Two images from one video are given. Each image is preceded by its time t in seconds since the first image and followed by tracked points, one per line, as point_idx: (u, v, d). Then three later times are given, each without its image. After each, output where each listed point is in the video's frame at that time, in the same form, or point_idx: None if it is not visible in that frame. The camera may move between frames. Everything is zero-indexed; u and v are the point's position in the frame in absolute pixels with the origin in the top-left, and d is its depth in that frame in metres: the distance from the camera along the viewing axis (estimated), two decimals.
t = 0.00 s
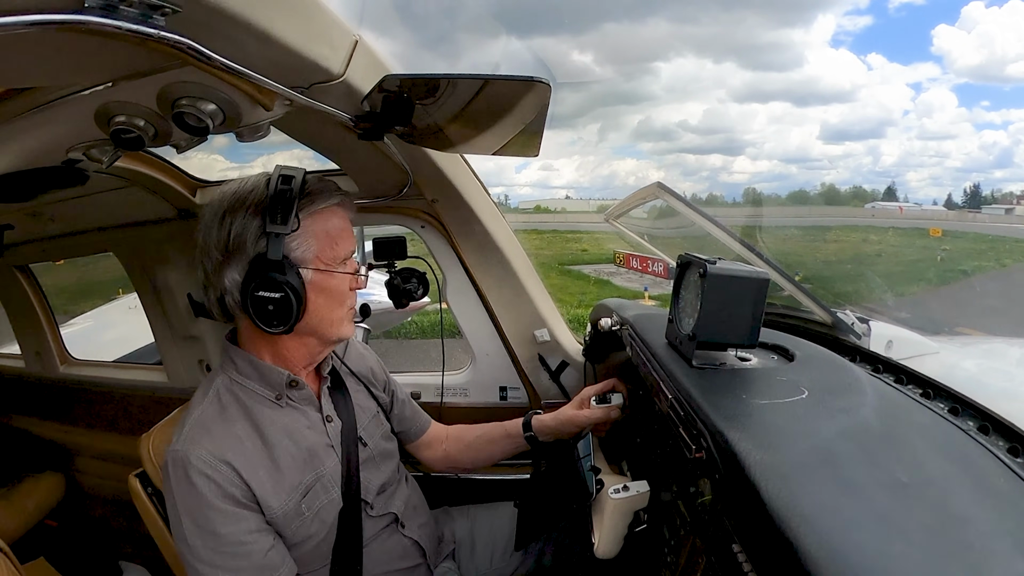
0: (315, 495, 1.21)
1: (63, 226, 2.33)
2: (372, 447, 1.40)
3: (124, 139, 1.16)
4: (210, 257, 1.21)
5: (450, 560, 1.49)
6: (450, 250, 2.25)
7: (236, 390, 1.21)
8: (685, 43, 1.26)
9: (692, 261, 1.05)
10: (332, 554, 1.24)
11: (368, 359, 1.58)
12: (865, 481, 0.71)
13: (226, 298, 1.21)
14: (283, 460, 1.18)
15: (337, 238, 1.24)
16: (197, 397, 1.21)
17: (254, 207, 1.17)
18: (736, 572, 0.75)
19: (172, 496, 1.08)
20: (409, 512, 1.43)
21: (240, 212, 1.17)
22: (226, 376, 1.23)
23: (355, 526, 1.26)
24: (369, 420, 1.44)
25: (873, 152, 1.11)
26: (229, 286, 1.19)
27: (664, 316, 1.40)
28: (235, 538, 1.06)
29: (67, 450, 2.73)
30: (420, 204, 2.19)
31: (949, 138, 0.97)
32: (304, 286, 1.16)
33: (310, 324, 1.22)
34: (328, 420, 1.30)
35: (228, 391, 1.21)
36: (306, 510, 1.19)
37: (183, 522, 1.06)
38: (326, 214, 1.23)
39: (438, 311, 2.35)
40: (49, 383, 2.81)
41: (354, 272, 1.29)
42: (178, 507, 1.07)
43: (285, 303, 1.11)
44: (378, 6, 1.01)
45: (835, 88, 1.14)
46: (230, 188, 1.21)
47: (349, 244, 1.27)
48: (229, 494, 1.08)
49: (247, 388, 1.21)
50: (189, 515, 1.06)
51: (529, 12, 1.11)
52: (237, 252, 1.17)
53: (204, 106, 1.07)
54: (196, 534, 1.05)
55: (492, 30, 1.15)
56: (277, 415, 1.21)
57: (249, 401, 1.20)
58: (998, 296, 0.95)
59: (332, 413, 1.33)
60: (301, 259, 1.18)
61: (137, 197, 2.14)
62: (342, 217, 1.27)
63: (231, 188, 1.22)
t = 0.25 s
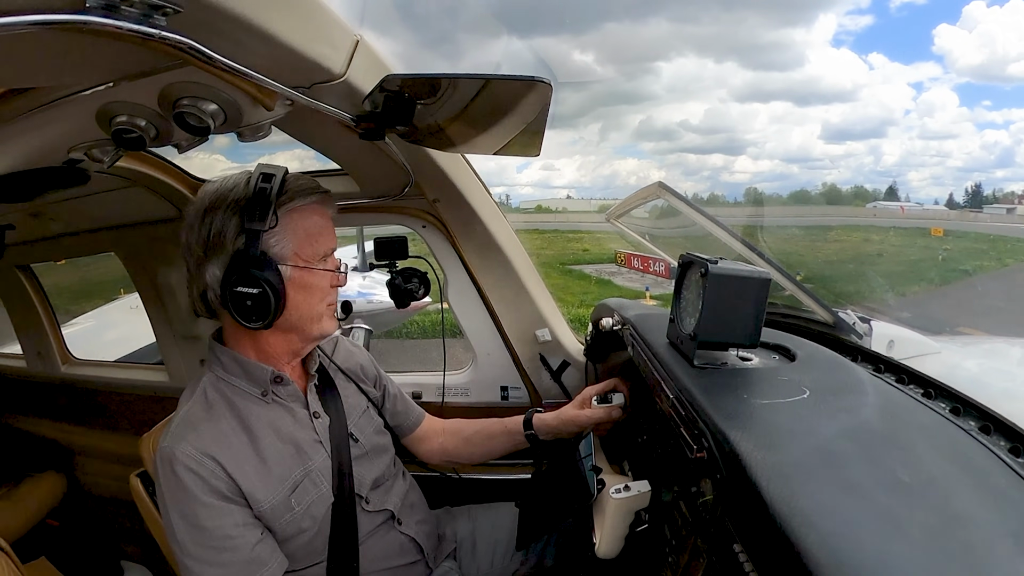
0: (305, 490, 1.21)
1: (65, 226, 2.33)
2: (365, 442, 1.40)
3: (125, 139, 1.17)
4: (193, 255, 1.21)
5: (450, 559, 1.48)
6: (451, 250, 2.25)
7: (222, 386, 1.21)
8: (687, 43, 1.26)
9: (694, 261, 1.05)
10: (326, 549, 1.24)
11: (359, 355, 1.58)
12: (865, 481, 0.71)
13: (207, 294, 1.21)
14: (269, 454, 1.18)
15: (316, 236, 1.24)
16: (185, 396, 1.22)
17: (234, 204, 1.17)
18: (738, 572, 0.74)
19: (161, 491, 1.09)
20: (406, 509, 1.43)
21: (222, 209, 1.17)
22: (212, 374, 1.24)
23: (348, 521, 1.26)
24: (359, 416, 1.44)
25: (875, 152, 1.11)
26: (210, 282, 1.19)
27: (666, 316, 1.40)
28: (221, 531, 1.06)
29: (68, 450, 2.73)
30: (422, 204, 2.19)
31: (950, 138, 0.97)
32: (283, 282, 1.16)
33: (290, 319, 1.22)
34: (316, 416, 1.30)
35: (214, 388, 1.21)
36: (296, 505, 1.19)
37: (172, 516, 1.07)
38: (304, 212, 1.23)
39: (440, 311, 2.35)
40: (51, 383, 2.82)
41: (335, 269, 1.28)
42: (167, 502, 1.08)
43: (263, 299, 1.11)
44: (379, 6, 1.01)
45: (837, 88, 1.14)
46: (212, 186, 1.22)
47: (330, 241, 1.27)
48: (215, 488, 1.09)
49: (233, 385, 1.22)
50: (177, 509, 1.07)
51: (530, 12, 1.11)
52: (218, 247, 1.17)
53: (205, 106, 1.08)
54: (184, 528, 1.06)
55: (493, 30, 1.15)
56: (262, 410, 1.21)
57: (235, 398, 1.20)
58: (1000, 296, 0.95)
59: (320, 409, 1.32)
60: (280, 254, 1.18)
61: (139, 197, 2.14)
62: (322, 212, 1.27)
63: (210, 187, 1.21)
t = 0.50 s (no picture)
0: (302, 489, 1.20)
1: (66, 226, 2.34)
2: (363, 441, 1.40)
3: (127, 139, 1.17)
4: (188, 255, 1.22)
5: (451, 559, 1.48)
6: (452, 250, 2.25)
7: (219, 387, 1.22)
8: (688, 42, 1.26)
9: (695, 261, 1.05)
10: (325, 548, 1.24)
11: (357, 356, 1.58)
12: (865, 480, 0.71)
13: (202, 292, 1.21)
14: (267, 454, 1.18)
15: (310, 235, 1.24)
16: (183, 396, 1.22)
17: (227, 203, 1.17)
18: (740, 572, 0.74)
19: (160, 490, 1.10)
20: (406, 509, 1.43)
21: (215, 208, 1.17)
22: (210, 373, 1.24)
23: (348, 519, 1.25)
24: (358, 415, 1.44)
25: (876, 151, 1.11)
26: (204, 280, 1.19)
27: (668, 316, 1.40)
28: (219, 531, 1.07)
29: (70, 449, 2.73)
30: (423, 204, 2.19)
31: (952, 137, 0.97)
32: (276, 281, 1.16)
33: (283, 318, 1.22)
34: (313, 415, 1.30)
35: (211, 388, 1.22)
36: (294, 503, 1.19)
37: (170, 516, 1.08)
38: (298, 210, 1.23)
39: (441, 311, 2.35)
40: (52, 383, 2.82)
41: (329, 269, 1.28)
42: (165, 502, 1.08)
43: (255, 296, 1.11)
44: (381, 5, 1.01)
45: (838, 88, 1.14)
46: (206, 186, 1.22)
47: (324, 241, 1.27)
48: (212, 488, 1.09)
49: (230, 384, 1.22)
50: (175, 509, 1.07)
51: (532, 11, 1.11)
52: (211, 246, 1.17)
53: (206, 106, 1.08)
54: (182, 527, 1.07)
55: (495, 30, 1.15)
56: (259, 410, 1.21)
57: (232, 397, 1.21)
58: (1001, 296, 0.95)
59: (318, 408, 1.33)
60: (272, 253, 1.18)
61: (140, 197, 2.14)
62: (316, 211, 1.27)
63: (206, 186, 1.21)
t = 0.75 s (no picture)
0: (308, 491, 1.21)
1: (68, 225, 2.34)
2: (366, 441, 1.40)
3: (128, 139, 1.18)
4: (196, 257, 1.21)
5: (452, 558, 1.49)
6: (454, 250, 2.25)
7: (225, 389, 1.22)
8: (689, 42, 1.27)
9: (696, 260, 1.05)
10: (330, 549, 1.24)
11: (359, 356, 1.59)
12: (868, 481, 0.71)
13: (211, 296, 1.21)
14: (274, 457, 1.18)
15: (320, 237, 1.24)
16: (188, 398, 1.22)
17: (236, 205, 1.17)
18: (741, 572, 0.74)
19: (166, 496, 1.09)
20: (408, 509, 1.43)
21: (225, 211, 1.17)
22: (215, 375, 1.24)
23: (353, 521, 1.26)
24: (362, 415, 1.44)
25: (878, 151, 1.11)
26: (214, 284, 1.19)
27: (669, 316, 1.40)
28: (228, 536, 1.07)
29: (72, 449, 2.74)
30: (424, 204, 2.19)
31: (953, 137, 0.97)
32: (288, 281, 1.16)
33: (294, 320, 1.22)
34: (319, 416, 1.30)
35: (217, 391, 1.21)
36: (300, 505, 1.19)
37: (178, 522, 1.07)
38: (308, 213, 1.23)
39: (442, 311, 2.35)
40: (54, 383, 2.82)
41: (338, 272, 1.29)
42: (172, 507, 1.08)
43: (268, 298, 1.10)
44: (382, 5, 1.01)
45: (839, 87, 1.13)
46: (214, 186, 1.21)
47: (332, 242, 1.27)
48: (221, 493, 1.09)
49: (236, 387, 1.22)
50: (183, 515, 1.07)
51: (533, 11, 1.11)
52: (222, 250, 1.18)
53: (207, 106, 1.08)
54: (190, 533, 1.06)
55: (496, 29, 1.15)
56: (265, 412, 1.21)
57: (238, 400, 1.20)
58: (1003, 296, 0.95)
59: (323, 408, 1.33)
60: (284, 255, 1.19)
61: (141, 197, 2.15)
62: (325, 213, 1.27)
63: (215, 187, 1.21)
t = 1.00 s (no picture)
0: (313, 492, 1.21)
1: (70, 225, 2.34)
2: (368, 441, 1.40)
3: (130, 138, 1.18)
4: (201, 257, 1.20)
5: (454, 558, 1.49)
6: (455, 250, 2.25)
7: (229, 391, 1.21)
8: (690, 42, 1.27)
9: (698, 260, 1.05)
10: (333, 549, 1.25)
11: (359, 355, 1.59)
12: (870, 481, 0.71)
13: (240, 292, 1.17)
14: (280, 458, 1.17)
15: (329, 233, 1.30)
16: (191, 400, 1.22)
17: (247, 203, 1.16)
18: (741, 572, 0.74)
19: (172, 500, 1.08)
20: (410, 508, 1.43)
21: (229, 210, 1.16)
22: (219, 377, 1.24)
23: (357, 521, 1.26)
24: (364, 414, 1.45)
25: (879, 150, 1.10)
26: (247, 279, 1.17)
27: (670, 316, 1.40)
28: (236, 539, 1.06)
29: (73, 448, 2.74)
30: (426, 204, 2.19)
31: (955, 136, 0.96)
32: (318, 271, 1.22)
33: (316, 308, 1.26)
34: (322, 416, 1.30)
35: (221, 393, 1.21)
36: (304, 506, 1.19)
37: (185, 526, 1.07)
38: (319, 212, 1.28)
39: (443, 311, 2.35)
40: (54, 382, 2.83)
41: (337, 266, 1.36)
42: (180, 512, 1.07)
43: (313, 287, 1.15)
44: (384, 5, 1.01)
45: (841, 87, 1.13)
46: (218, 187, 1.21)
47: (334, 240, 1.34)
48: (229, 496, 1.08)
49: (241, 389, 1.21)
50: (190, 519, 1.06)
51: (534, 11, 1.11)
52: (261, 244, 1.16)
53: (209, 106, 1.08)
54: (198, 537, 1.06)
55: (497, 29, 1.15)
56: (269, 413, 1.21)
57: (243, 402, 1.20)
58: (1004, 296, 0.95)
59: (326, 408, 1.33)
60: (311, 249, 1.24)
61: (143, 197, 2.15)
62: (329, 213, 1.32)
63: (219, 188, 1.21)
